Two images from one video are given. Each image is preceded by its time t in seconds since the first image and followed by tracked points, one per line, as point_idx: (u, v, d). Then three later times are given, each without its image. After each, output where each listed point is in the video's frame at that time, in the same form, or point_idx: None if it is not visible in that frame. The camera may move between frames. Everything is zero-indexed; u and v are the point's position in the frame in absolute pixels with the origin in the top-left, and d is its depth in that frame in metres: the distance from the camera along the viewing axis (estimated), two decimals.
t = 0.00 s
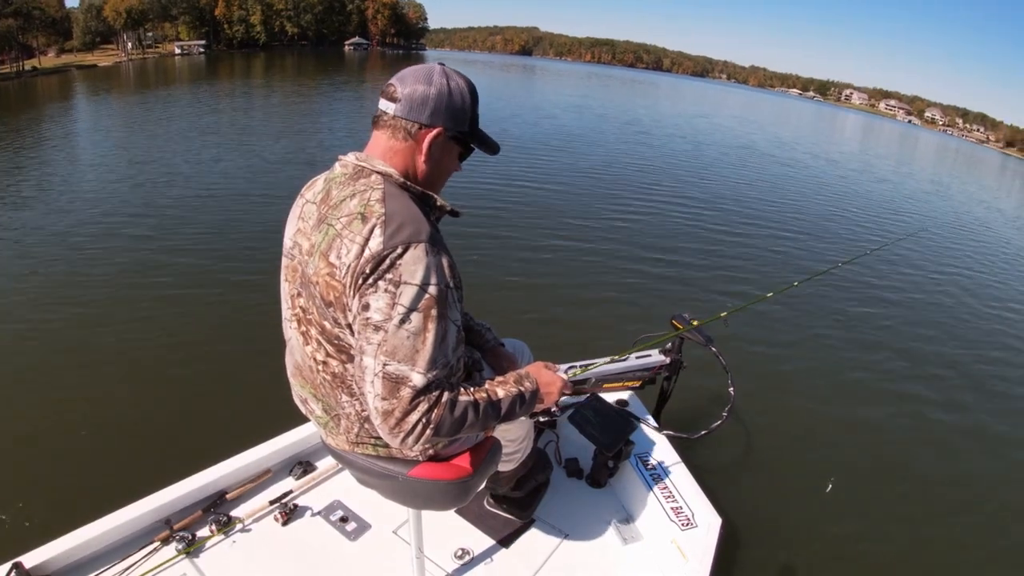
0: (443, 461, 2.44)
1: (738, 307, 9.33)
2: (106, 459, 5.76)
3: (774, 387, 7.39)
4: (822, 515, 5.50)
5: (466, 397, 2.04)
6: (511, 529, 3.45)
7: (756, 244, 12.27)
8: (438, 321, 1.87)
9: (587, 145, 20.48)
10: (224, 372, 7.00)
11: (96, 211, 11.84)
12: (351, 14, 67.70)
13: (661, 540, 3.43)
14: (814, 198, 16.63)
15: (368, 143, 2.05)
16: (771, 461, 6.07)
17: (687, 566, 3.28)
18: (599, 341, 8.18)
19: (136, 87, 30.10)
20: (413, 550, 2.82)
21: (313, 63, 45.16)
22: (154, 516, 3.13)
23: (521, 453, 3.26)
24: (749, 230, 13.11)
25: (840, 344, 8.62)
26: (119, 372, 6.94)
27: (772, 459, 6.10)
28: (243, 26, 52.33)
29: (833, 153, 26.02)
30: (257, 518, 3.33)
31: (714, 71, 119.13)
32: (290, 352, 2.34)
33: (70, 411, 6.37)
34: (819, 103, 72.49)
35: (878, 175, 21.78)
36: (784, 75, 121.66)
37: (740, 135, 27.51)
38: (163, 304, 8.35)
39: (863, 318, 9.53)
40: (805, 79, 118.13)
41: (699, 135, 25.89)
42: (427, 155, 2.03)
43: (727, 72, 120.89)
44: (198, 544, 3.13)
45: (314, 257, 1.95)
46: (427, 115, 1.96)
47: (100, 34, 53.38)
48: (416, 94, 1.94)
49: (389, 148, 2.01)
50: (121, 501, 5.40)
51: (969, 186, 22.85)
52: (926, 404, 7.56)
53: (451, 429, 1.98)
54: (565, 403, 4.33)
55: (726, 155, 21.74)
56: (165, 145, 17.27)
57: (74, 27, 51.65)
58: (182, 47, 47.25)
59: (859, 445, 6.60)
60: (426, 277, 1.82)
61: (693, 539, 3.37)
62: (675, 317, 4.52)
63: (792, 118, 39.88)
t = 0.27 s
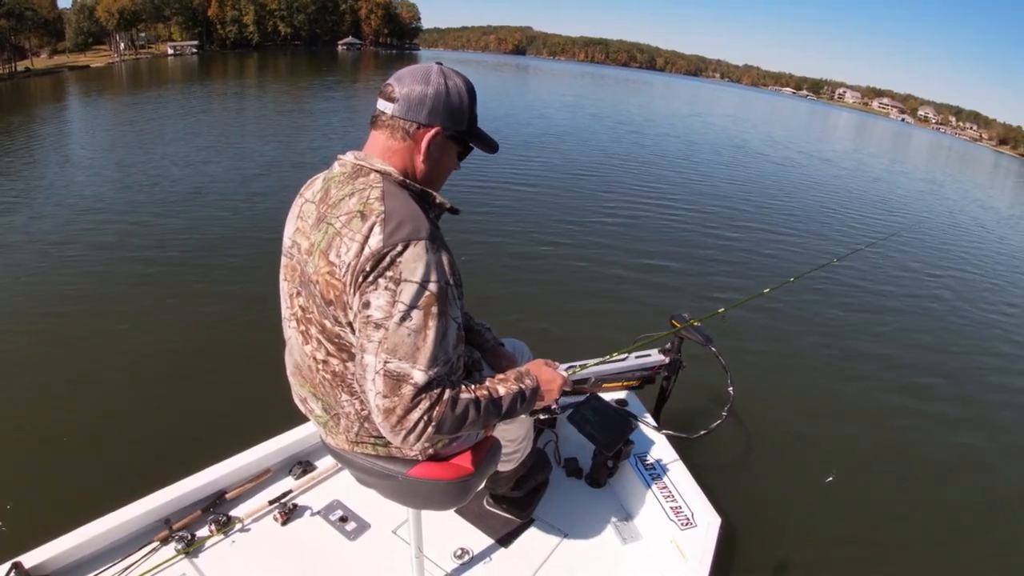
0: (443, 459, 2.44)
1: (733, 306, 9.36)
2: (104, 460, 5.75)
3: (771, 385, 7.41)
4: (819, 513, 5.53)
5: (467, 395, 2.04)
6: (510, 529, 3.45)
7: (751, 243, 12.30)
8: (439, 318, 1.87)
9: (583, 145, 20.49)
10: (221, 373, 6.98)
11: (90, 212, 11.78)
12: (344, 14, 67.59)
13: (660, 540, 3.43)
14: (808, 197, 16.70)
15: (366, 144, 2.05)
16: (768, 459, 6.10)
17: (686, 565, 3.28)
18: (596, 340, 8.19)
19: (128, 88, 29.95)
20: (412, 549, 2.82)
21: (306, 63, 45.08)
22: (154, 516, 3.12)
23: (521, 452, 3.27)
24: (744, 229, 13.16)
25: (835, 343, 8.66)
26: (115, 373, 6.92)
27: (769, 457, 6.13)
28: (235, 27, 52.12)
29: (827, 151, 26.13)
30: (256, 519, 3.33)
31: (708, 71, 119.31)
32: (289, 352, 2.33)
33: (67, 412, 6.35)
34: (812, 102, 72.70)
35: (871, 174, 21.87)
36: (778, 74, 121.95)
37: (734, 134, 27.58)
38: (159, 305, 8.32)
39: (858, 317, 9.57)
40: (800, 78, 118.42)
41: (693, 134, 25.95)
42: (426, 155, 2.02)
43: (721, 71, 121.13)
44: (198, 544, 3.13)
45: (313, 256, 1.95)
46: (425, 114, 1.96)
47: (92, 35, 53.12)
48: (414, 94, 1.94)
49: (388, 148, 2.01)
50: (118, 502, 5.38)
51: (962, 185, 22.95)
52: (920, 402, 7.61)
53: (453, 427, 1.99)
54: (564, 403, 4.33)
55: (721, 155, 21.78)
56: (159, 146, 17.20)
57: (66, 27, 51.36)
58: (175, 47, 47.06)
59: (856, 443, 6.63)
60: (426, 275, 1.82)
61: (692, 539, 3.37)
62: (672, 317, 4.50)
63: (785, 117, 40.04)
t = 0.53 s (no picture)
0: (442, 459, 2.44)
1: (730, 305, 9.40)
2: (102, 461, 5.73)
3: (769, 384, 7.44)
4: (816, 511, 5.55)
5: (466, 394, 2.04)
6: (509, 529, 3.46)
7: (747, 242, 12.34)
8: (438, 318, 1.87)
9: (578, 145, 20.50)
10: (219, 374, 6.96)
11: (85, 214, 11.73)
12: (339, 14, 67.53)
13: (659, 540, 3.44)
14: (803, 196, 16.76)
15: (364, 143, 2.06)
16: (765, 457, 6.12)
17: (685, 564, 3.29)
18: (594, 340, 8.20)
19: (122, 89, 29.84)
20: (411, 549, 2.82)
21: (301, 64, 45.00)
22: (153, 515, 3.12)
23: (521, 453, 3.29)
24: (740, 228, 13.21)
25: (831, 341, 8.70)
26: (112, 375, 6.89)
27: (766, 456, 6.15)
28: (229, 27, 51.94)
29: (823, 151, 26.22)
30: (256, 518, 3.33)
31: (702, 70, 119.57)
32: (288, 352, 2.33)
33: (64, 413, 6.33)
34: (806, 101, 72.95)
35: (866, 173, 21.94)
36: (772, 73, 122.30)
37: (729, 134, 27.67)
38: (155, 306, 8.28)
39: (854, 315, 9.60)
40: (794, 77, 118.76)
41: (688, 134, 26.01)
42: (424, 154, 2.02)
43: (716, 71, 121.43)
44: (197, 544, 3.13)
45: (311, 256, 1.95)
46: (422, 114, 1.96)
47: (86, 36, 52.94)
48: (410, 93, 1.94)
49: (385, 148, 2.01)
50: (116, 504, 5.37)
51: (955, 183, 23.06)
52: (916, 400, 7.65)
53: (452, 427, 1.98)
54: (564, 403, 4.33)
55: (716, 154, 21.83)
56: (153, 147, 17.15)
57: (59, 28, 51.13)
58: (168, 48, 46.89)
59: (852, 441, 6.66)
60: (424, 275, 1.82)
61: (691, 537, 3.38)
62: (672, 317, 4.51)
63: (780, 116, 40.18)
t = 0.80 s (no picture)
0: (442, 460, 2.44)
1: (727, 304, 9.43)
2: (99, 462, 5.72)
3: (766, 383, 7.47)
4: (813, 510, 5.57)
5: (463, 398, 2.03)
6: (510, 529, 3.46)
7: (743, 242, 12.37)
8: (435, 323, 1.86)
9: (574, 145, 20.53)
10: (217, 375, 6.94)
11: (80, 215, 11.69)
12: (333, 15, 67.44)
13: (659, 540, 3.45)
14: (799, 195, 16.81)
15: (363, 145, 2.06)
16: (763, 456, 6.14)
17: (685, 564, 3.29)
18: (591, 339, 8.21)
19: (116, 90, 29.76)
20: (411, 549, 2.83)
21: (295, 64, 44.90)
22: (153, 515, 3.12)
23: (523, 455, 3.29)
24: (736, 228, 13.25)
25: (828, 340, 8.74)
26: (110, 376, 6.87)
27: (763, 454, 6.17)
28: (223, 28, 51.75)
29: (818, 150, 26.30)
30: (256, 519, 3.32)
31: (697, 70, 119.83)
32: (288, 353, 2.33)
33: (62, 415, 6.31)
34: (801, 100, 73.20)
35: (861, 172, 22.01)
36: (763, 72, 122.74)
37: (725, 134, 27.73)
38: (152, 308, 8.26)
39: (850, 314, 9.64)
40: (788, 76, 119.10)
41: (684, 134, 26.06)
42: (424, 155, 2.02)
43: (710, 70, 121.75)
44: (197, 545, 3.12)
45: (309, 259, 1.95)
46: (422, 114, 1.96)
47: (80, 38, 52.73)
48: (409, 94, 1.94)
49: (385, 149, 2.01)
50: (113, 505, 5.35)
51: (949, 182, 23.16)
52: (913, 398, 7.69)
53: (449, 432, 1.98)
54: (564, 403, 4.34)
55: (712, 154, 21.88)
56: (148, 148, 17.09)
57: (52, 30, 50.92)
58: (162, 49, 46.76)
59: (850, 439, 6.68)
60: (422, 279, 1.81)
61: (691, 538, 3.39)
62: (672, 317, 4.53)
63: (775, 116, 40.29)
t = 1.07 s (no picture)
0: (443, 460, 2.44)
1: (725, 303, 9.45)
2: (95, 463, 5.70)
3: (764, 383, 7.48)
4: (811, 509, 5.59)
5: (463, 403, 2.02)
6: (510, 531, 3.46)
7: (740, 241, 12.39)
8: (435, 328, 1.86)
9: (570, 144, 20.54)
10: (215, 376, 6.92)
11: (75, 216, 11.63)
12: (327, 14, 67.29)
13: (660, 540, 3.44)
14: (795, 194, 16.87)
15: (363, 147, 2.06)
16: (761, 455, 6.16)
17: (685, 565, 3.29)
18: (590, 339, 8.21)
19: (110, 91, 29.62)
20: (411, 549, 2.83)
21: (290, 64, 44.78)
22: (153, 517, 3.11)
23: (525, 457, 3.30)
24: (733, 226, 13.28)
25: (826, 338, 8.76)
26: (107, 377, 6.85)
27: (761, 454, 6.19)
28: (216, 28, 51.55)
29: (813, 149, 26.38)
30: (256, 519, 3.32)
31: (691, 69, 120.05)
32: (288, 354, 2.33)
33: (59, 416, 6.29)
34: (796, 99, 73.36)
35: (857, 171, 22.10)
36: (757, 71, 123.04)
37: (721, 133, 27.79)
38: (148, 309, 8.22)
39: (848, 313, 9.65)
40: (783, 75, 119.41)
41: (680, 133, 26.10)
42: (423, 157, 2.02)
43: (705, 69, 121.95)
44: (197, 546, 3.12)
45: (309, 263, 1.95)
46: (420, 115, 1.96)
47: (73, 38, 52.50)
48: (407, 95, 1.93)
49: (384, 151, 2.01)
50: (110, 507, 5.33)
51: (944, 180, 23.24)
52: (910, 396, 7.71)
53: (449, 437, 1.97)
54: (564, 403, 4.35)
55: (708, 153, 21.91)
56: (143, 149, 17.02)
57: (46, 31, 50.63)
58: (155, 49, 46.54)
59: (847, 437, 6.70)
60: (422, 284, 1.80)
61: (691, 538, 3.39)
62: (672, 317, 4.53)
63: (770, 115, 40.40)
